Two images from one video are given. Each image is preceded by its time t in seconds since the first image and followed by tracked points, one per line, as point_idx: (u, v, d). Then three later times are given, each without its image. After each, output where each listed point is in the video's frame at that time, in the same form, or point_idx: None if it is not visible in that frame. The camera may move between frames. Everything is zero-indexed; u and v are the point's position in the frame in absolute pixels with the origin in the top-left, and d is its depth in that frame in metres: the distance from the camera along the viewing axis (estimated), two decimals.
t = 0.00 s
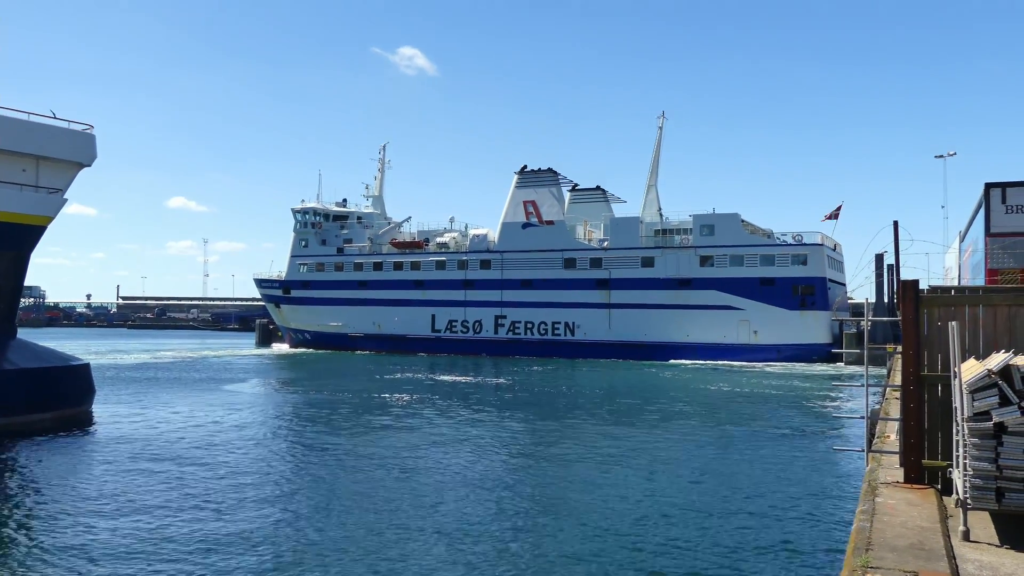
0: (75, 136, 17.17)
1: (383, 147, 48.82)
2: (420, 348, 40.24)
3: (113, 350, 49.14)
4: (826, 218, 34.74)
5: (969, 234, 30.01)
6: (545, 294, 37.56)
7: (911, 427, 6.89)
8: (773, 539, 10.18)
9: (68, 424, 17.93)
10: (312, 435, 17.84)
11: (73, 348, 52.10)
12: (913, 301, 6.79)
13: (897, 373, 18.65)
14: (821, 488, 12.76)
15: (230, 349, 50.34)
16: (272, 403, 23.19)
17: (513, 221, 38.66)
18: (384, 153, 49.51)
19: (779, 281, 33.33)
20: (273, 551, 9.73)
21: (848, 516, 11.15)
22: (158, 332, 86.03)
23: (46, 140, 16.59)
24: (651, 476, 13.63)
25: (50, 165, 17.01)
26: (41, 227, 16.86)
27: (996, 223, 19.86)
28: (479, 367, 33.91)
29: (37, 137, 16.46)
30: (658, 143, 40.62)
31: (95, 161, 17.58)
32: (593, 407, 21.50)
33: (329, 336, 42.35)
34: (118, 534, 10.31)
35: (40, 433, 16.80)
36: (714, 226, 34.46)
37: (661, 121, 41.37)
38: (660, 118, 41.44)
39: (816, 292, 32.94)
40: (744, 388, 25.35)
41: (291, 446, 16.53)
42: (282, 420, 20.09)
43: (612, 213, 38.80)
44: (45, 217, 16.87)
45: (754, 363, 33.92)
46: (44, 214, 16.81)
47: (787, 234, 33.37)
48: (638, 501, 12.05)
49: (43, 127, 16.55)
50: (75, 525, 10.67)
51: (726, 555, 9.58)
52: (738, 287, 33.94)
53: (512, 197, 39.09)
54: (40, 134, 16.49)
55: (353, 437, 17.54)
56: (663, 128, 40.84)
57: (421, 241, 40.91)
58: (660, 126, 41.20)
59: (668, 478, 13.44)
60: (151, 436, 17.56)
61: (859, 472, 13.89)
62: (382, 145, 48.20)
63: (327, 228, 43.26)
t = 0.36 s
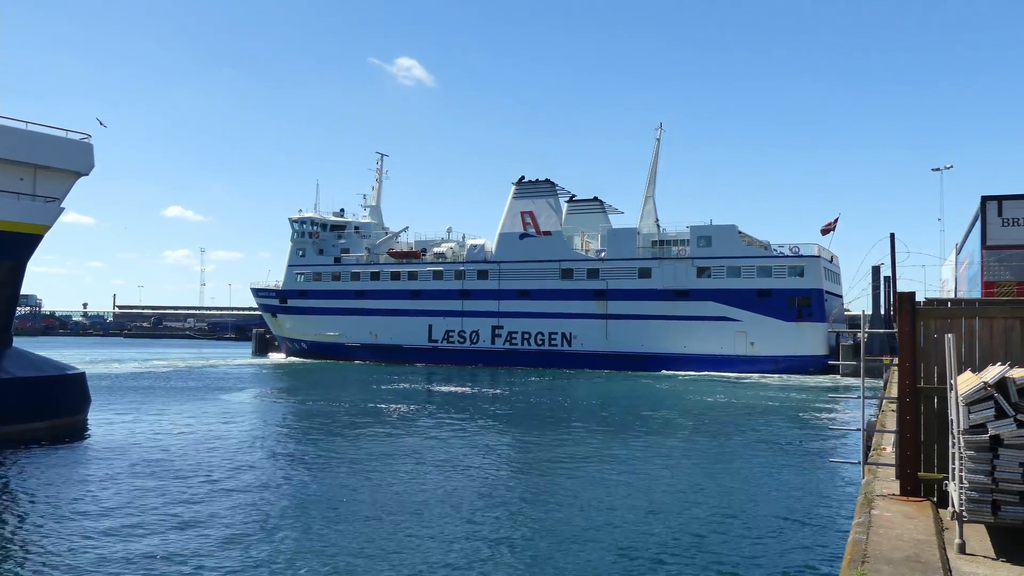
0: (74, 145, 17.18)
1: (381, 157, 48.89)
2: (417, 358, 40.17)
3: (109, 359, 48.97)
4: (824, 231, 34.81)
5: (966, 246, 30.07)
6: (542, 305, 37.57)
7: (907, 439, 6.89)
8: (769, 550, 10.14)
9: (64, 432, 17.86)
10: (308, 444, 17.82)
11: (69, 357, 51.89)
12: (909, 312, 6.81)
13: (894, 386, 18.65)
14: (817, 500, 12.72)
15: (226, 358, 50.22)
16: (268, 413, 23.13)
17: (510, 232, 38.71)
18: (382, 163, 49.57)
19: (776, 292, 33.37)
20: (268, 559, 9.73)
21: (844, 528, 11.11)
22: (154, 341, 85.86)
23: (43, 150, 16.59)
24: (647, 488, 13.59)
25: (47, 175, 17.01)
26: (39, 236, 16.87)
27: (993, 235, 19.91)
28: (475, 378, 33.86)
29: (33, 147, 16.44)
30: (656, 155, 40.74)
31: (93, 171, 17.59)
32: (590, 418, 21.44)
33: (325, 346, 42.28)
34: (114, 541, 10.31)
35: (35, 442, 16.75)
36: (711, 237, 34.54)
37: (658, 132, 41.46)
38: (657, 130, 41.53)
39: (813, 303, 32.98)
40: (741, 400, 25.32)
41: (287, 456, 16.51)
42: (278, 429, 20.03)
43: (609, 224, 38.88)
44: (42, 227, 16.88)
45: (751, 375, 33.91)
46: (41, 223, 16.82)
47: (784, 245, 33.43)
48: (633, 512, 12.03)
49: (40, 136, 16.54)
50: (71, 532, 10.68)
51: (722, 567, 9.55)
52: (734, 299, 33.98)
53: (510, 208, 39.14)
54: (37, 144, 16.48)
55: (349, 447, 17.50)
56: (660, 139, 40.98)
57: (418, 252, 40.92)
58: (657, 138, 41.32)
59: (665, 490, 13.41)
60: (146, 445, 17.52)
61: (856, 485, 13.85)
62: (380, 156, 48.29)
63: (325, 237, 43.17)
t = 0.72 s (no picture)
0: (66, 145, 17.07)
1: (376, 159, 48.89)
2: (410, 361, 40.09)
3: (100, 360, 48.75)
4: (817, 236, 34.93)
5: (958, 252, 30.19)
6: (536, 308, 37.56)
7: (900, 444, 6.91)
8: (760, 554, 10.14)
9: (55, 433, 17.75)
10: (301, 445, 17.81)
11: (59, 358, 51.53)
12: (902, 317, 6.83)
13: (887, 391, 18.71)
14: (808, 504, 12.72)
15: (219, 359, 50.02)
16: (260, 414, 23.05)
17: (504, 235, 38.71)
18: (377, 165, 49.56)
19: (769, 297, 33.46)
20: (259, 559, 9.74)
21: (835, 533, 11.12)
22: (147, 342, 85.51)
23: (36, 149, 16.47)
24: (639, 491, 13.59)
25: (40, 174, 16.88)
26: (32, 236, 16.78)
27: (986, 242, 20.05)
28: (469, 381, 33.81)
29: (27, 147, 16.33)
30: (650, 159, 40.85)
31: (86, 170, 17.48)
32: (584, 422, 21.42)
33: (319, 348, 42.16)
34: (108, 541, 10.34)
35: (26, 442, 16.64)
36: (705, 242, 34.62)
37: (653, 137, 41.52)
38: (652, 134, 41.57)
39: (806, 308, 33.09)
40: (733, 404, 25.36)
41: (280, 457, 16.51)
42: (270, 431, 19.96)
43: (603, 228, 38.93)
44: (35, 226, 16.78)
45: (744, 379, 33.96)
46: (34, 223, 16.73)
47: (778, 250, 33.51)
48: (625, 515, 12.03)
49: (33, 135, 16.42)
50: (65, 532, 10.69)
51: (713, 570, 9.54)
52: (728, 303, 34.06)
53: (504, 211, 39.14)
54: (30, 143, 16.37)
55: (341, 449, 17.49)
56: (654, 144, 41.07)
57: (412, 254, 40.86)
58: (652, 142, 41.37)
59: (656, 493, 13.42)
60: (139, 446, 17.49)
61: (847, 489, 13.86)
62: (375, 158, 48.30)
63: (318, 239, 43.25)
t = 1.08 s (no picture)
0: (60, 147, 16.99)
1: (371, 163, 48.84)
2: (405, 365, 40.03)
3: (93, 364, 48.57)
4: (811, 241, 35.05)
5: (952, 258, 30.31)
6: (530, 313, 37.57)
7: (893, 449, 6.93)
8: (754, 559, 10.15)
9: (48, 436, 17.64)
10: (294, 449, 17.81)
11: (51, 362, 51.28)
12: (895, 323, 6.84)
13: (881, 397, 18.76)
14: (802, 510, 12.72)
15: (213, 363, 49.86)
16: (254, 418, 22.98)
17: (499, 240, 38.71)
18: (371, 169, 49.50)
19: (763, 303, 33.54)
20: (256, 561, 9.80)
21: (828, 538, 11.13)
22: (140, 346, 85.24)
23: (30, 152, 16.40)
24: (633, 496, 13.58)
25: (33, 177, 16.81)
26: (26, 239, 16.72)
27: (980, 248, 20.07)
28: (463, 385, 33.77)
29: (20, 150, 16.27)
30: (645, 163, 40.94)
31: (80, 173, 17.41)
32: (578, 426, 21.40)
33: (313, 352, 42.06)
34: (103, 543, 10.36)
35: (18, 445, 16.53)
36: (699, 247, 34.69)
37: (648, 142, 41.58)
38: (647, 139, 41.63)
39: (800, 313, 33.14)
40: (728, 409, 25.39)
41: (274, 460, 16.52)
42: (264, 434, 19.91)
43: (598, 233, 38.98)
44: (28, 230, 16.72)
45: (738, 385, 34.01)
46: (27, 226, 16.66)
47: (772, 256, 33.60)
48: (618, 519, 12.03)
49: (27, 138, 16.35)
50: (61, 535, 10.71)
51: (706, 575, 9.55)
52: (722, 308, 34.12)
53: (499, 216, 39.14)
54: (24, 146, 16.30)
55: (335, 453, 17.50)
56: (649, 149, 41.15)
57: (407, 259, 40.80)
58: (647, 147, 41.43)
59: (650, 498, 13.41)
60: (132, 449, 17.46)
61: (841, 495, 13.87)
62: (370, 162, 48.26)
63: (313, 243, 43.05)
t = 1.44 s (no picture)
0: (45, 148, 16.79)
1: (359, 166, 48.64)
2: (393, 369, 39.86)
3: (77, 367, 48.07)
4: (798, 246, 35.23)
5: (937, 263, 30.55)
6: (518, 316, 37.53)
7: (878, 454, 6.94)
8: (738, 564, 10.13)
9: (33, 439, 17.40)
10: (281, 452, 17.71)
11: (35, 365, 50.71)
12: (881, 328, 6.85)
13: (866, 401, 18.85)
14: (788, 514, 12.72)
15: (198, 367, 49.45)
16: (240, 422, 22.81)
17: (487, 243, 38.66)
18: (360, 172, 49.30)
19: (750, 307, 33.68)
20: (248, 562, 9.77)
21: (813, 542, 11.14)
22: (126, 349, 84.46)
23: (14, 153, 16.20)
24: (620, 500, 13.55)
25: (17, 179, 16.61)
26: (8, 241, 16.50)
27: (965, 253, 20.27)
28: (451, 389, 33.67)
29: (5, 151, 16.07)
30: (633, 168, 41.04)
31: (65, 175, 17.22)
32: (566, 430, 21.37)
33: (300, 355, 41.82)
34: (89, 546, 10.29)
35: None
36: (687, 251, 34.80)
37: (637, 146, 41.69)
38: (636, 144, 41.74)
39: (787, 318, 33.27)
40: (714, 414, 25.45)
41: (261, 463, 16.44)
42: (250, 438, 19.76)
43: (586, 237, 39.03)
44: (11, 231, 16.52)
45: (725, 389, 34.11)
46: (10, 228, 16.45)
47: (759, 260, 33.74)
48: (605, 523, 12.00)
49: (12, 139, 16.15)
50: (46, 537, 10.62)
51: None
52: (709, 312, 34.22)
53: (487, 219, 39.10)
54: (8, 147, 16.10)
55: (322, 456, 17.43)
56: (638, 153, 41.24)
57: (395, 262, 40.64)
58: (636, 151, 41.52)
59: (637, 502, 13.40)
60: (117, 453, 17.31)
61: (826, 499, 13.90)
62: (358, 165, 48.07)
63: (300, 246, 42.78)
